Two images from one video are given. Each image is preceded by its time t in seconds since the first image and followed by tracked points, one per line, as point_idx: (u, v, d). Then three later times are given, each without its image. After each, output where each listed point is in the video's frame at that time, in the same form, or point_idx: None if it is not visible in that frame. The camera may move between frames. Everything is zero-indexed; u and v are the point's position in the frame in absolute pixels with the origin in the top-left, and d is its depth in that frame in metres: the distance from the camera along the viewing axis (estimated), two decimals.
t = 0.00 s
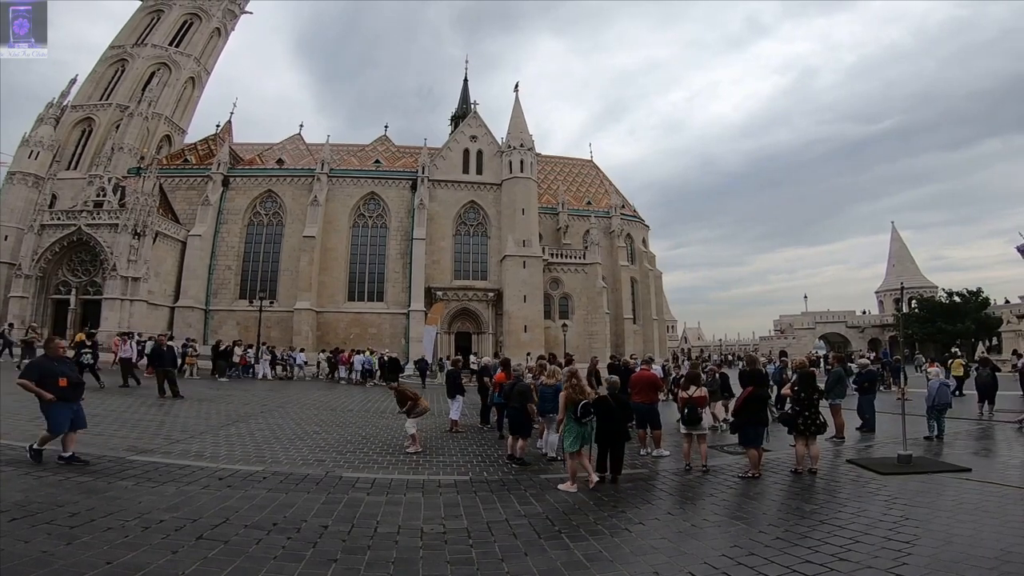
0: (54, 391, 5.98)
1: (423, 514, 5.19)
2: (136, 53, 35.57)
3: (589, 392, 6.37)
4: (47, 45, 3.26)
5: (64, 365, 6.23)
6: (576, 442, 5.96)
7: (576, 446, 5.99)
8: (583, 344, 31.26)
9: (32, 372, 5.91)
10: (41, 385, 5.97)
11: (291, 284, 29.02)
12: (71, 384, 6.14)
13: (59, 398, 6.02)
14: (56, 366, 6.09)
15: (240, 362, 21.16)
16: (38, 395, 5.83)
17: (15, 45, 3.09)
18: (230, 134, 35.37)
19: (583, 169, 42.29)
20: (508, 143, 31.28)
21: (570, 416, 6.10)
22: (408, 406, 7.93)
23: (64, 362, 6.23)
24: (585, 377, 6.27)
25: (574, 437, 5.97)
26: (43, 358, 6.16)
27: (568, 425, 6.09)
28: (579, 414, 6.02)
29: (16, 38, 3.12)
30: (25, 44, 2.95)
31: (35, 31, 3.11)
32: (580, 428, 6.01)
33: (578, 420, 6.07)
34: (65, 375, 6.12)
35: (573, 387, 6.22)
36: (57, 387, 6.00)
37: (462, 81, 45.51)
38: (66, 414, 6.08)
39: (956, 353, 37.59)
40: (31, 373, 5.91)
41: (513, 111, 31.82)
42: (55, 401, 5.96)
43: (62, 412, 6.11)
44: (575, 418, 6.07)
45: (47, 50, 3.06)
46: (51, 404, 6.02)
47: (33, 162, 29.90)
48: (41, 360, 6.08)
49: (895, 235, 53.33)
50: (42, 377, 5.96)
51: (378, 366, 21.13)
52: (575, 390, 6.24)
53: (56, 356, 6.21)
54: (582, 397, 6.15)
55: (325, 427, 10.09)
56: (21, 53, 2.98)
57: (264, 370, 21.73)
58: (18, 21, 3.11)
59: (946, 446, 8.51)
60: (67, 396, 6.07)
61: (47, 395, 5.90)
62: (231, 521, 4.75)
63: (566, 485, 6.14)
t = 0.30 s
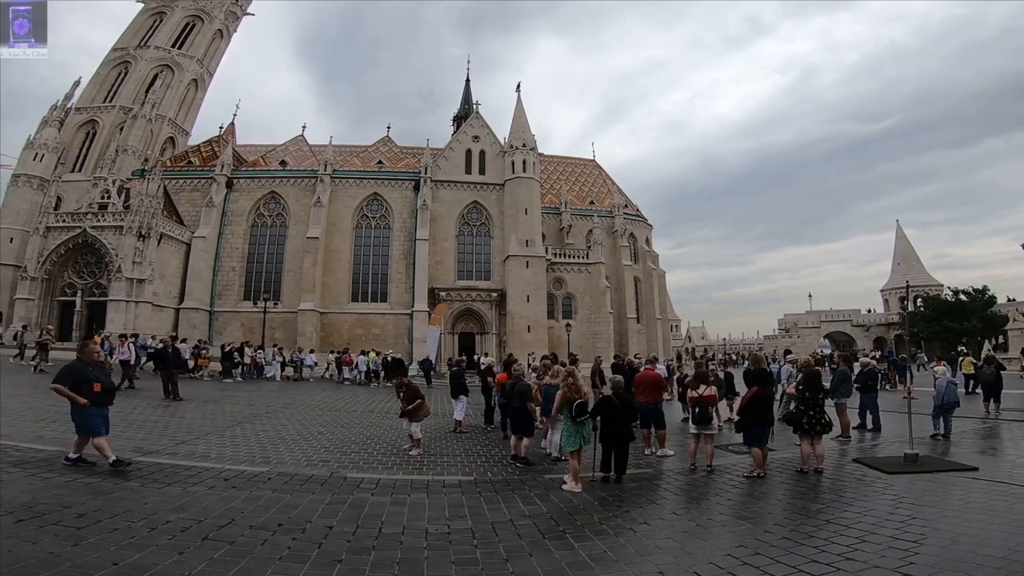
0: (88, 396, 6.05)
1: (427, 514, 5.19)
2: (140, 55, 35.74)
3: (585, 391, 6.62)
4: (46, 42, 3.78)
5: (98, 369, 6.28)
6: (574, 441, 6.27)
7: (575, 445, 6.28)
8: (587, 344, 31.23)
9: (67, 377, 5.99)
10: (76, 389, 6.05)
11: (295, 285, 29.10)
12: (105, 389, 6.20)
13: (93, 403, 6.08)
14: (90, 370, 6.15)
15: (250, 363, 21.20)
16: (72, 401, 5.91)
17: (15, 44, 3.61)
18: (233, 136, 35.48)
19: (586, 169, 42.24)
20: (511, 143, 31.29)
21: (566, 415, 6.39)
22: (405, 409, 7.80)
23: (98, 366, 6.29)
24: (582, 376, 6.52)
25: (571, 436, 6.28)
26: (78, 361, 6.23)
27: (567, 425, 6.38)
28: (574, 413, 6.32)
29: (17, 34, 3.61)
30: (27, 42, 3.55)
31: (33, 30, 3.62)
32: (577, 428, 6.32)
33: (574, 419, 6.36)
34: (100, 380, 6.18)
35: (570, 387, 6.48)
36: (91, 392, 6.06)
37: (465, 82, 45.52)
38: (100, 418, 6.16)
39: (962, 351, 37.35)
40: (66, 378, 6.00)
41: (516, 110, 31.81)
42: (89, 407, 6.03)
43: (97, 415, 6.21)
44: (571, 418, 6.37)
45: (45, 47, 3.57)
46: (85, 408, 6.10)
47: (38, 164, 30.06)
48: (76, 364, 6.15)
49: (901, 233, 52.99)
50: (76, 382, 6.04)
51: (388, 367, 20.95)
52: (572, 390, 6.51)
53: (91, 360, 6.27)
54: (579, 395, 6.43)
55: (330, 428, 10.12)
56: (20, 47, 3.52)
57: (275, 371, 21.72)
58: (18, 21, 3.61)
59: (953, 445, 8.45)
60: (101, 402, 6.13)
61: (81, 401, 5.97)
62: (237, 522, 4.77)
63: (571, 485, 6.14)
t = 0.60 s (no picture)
0: (133, 399, 6.18)
1: (436, 519, 5.21)
2: (156, 60, 36.40)
3: (592, 398, 6.67)
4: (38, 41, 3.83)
5: (141, 373, 6.42)
6: (579, 446, 6.37)
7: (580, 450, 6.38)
8: (597, 349, 31.13)
9: (113, 381, 6.12)
10: (121, 393, 6.17)
11: (307, 289, 29.36)
12: (149, 393, 6.34)
13: (139, 406, 6.21)
14: (135, 374, 6.29)
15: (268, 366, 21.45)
16: (120, 404, 6.03)
17: (11, 41, 3.65)
18: (247, 141, 35.99)
19: (596, 174, 42.22)
20: (521, 148, 31.41)
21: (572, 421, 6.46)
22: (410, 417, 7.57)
23: (141, 370, 6.43)
24: (590, 384, 6.57)
25: (576, 442, 6.38)
26: (121, 365, 6.36)
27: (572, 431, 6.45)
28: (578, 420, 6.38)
29: (17, 33, 3.69)
30: (23, 40, 3.57)
31: (29, 28, 3.67)
32: (582, 435, 6.39)
33: (579, 426, 6.43)
34: (144, 384, 6.33)
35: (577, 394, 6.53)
36: (137, 396, 6.19)
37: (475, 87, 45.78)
38: (145, 421, 6.26)
39: (980, 358, 36.67)
40: (112, 382, 6.12)
41: (526, 115, 31.94)
42: (135, 410, 6.14)
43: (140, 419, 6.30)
44: (576, 424, 6.44)
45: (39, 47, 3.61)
46: (130, 412, 6.19)
47: (57, 168, 30.67)
48: (121, 368, 6.28)
49: (916, 238, 52.23)
50: (122, 386, 6.17)
51: (400, 373, 21.68)
52: (578, 397, 6.57)
53: (134, 364, 6.40)
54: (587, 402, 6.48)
55: (341, 431, 10.20)
56: (18, 46, 3.54)
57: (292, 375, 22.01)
58: (15, 20, 3.67)
59: (970, 453, 8.30)
60: (146, 405, 6.27)
61: (128, 404, 6.09)
62: (248, 524, 4.82)
63: (580, 490, 6.13)
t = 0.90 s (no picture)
0: (196, 408, 6.38)
1: (460, 524, 5.29)
2: (183, 70, 37.43)
3: (613, 404, 6.73)
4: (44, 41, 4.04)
5: (203, 383, 6.63)
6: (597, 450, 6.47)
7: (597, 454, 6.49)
8: (618, 356, 30.93)
9: (177, 391, 6.34)
10: (185, 402, 6.38)
11: (330, 296, 29.89)
12: (210, 402, 6.54)
13: (200, 415, 6.41)
14: (198, 384, 6.50)
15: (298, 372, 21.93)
16: (183, 412, 6.23)
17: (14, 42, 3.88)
18: (271, 150, 36.91)
19: (615, 179, 42.13)
20: (539, 154, 31.57)
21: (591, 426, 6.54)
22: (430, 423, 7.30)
23: (203, 380, 6.64)
24: (611, 390, 6.64)
25: (594, 446, 6.48)
26: (185, 376, 6.57)
27: (591, 435, 6.53)
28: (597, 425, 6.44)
29: (18, 33, 3.83)
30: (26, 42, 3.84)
31: (31, 30, 3.91)
32: (601, 439, 6.46)
33: (598, 431, 6.50)
34: (205, 393, 6.52)
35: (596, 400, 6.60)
36: (199, 405, 6.41)
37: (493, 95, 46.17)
38: (203, 430, 6.47)
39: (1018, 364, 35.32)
40: (176, 392, 6.34)
41: (544, 121, 32.11)
42: (196, 419, 6.34)
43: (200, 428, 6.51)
44: (595, 430, 6.52)
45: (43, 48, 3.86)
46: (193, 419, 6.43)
47: (90, 177, 31.86)
48: (184, 378, 6.50)
49: (947, 240, 50.69)
50: (186, 396, 6.38)
51: (422, 377, 21.95)
52: (598, 403, 6.64)
53: (196, 374, 6.63)
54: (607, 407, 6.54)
55: (365, 438, 10.38)
56: (21, 47, 3.81)
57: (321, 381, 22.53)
58: (18, 22, 3.90)
59: (1005, 460, 8.06)
60: (207, 414, 6.47)
61: (190, 412, 6.30)
62: (278, 528, 4.98)
63: (602, 497, 6.15)
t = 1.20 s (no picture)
0: (260, 414, 6.66)
1: (488, 528, 5.41)
2: (209, 79, 38.38)
3: (636, 409, 6.78)
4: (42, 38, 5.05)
5: (265, 390, 6.88)
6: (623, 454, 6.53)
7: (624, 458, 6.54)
8: (640, 361, 30.72)
9: (242, 398, 6.61)
10: (250, 409, 6.66)
11: (354, 303, 30.41)
12: (272, 408, 6.81)
13: (264, 421, 6.69)
14: (260, 391, 6.76)
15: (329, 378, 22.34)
16: (249, 419, 6.51)
17: (14, 40, 4.95)
18: (295, 159, 37.80)
19: (635, 183, 41.95)
20: (559, 160, 31.70)
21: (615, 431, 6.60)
22: (458, 432, 7.13)
23: (265, 388, 6.90)
24: (634, 395, 6.70)
25: (620, 450, 6.54)
26: (248, 384, 6.84)
27: (616, 439, 6.60)
28: (620, 430, 6.51)
29: (18, 31, 4.92)
30: (27, 42, 4.95)
31: (30, 29, 4.95)
32: (626, 443, 6.53)
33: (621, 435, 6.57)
34: (268, 400, 6.80)
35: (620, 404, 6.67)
36: (263, 411, 6.67)
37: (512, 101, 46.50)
38: (267, 436, 6.74)
39: None
40: (240, 399, 6.60)
41: (562, 127, 32.26)
42: (261, 424, 6.62)
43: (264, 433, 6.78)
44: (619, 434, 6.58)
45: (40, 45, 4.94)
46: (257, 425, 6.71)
47: (122, 187, 33.06)
48: (248, 386, 6.78)
49: (982, 240, 49.01)
50: (250, 403, 6.65)
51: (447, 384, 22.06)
52: (622, 407, 6.70)
53: (259, 381, 6.89)
54: (631, 412, 6.62)
55: (391, 443, 10.58)
56: (21, 46, 4.91)
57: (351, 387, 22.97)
58: (18, 20, 4.91)
59: None
60: (270, 419, 6.74)
61: (255, 418, 6.57)
62: (312, 532, 5.15)
63: (629, 502, 6.19)
